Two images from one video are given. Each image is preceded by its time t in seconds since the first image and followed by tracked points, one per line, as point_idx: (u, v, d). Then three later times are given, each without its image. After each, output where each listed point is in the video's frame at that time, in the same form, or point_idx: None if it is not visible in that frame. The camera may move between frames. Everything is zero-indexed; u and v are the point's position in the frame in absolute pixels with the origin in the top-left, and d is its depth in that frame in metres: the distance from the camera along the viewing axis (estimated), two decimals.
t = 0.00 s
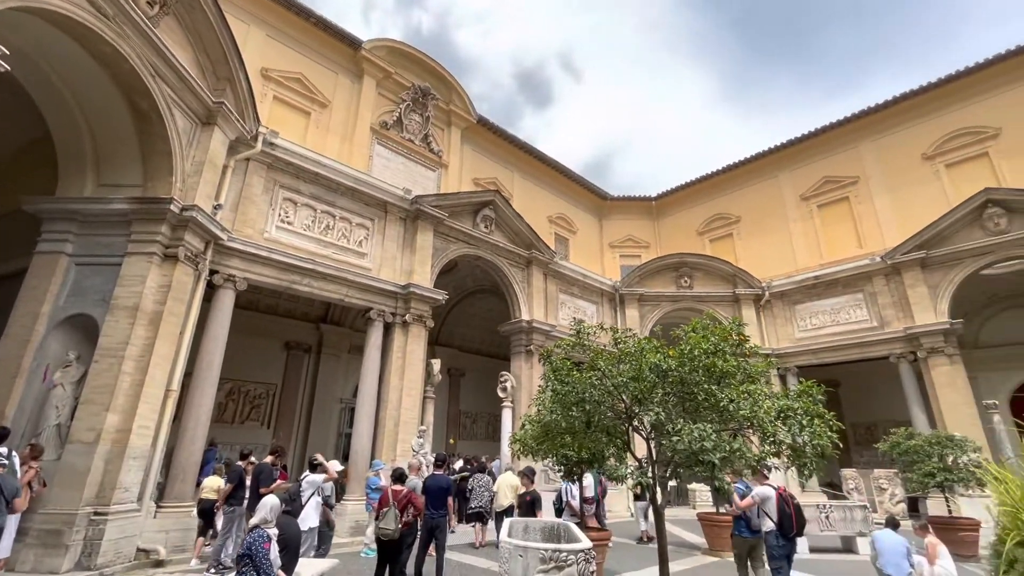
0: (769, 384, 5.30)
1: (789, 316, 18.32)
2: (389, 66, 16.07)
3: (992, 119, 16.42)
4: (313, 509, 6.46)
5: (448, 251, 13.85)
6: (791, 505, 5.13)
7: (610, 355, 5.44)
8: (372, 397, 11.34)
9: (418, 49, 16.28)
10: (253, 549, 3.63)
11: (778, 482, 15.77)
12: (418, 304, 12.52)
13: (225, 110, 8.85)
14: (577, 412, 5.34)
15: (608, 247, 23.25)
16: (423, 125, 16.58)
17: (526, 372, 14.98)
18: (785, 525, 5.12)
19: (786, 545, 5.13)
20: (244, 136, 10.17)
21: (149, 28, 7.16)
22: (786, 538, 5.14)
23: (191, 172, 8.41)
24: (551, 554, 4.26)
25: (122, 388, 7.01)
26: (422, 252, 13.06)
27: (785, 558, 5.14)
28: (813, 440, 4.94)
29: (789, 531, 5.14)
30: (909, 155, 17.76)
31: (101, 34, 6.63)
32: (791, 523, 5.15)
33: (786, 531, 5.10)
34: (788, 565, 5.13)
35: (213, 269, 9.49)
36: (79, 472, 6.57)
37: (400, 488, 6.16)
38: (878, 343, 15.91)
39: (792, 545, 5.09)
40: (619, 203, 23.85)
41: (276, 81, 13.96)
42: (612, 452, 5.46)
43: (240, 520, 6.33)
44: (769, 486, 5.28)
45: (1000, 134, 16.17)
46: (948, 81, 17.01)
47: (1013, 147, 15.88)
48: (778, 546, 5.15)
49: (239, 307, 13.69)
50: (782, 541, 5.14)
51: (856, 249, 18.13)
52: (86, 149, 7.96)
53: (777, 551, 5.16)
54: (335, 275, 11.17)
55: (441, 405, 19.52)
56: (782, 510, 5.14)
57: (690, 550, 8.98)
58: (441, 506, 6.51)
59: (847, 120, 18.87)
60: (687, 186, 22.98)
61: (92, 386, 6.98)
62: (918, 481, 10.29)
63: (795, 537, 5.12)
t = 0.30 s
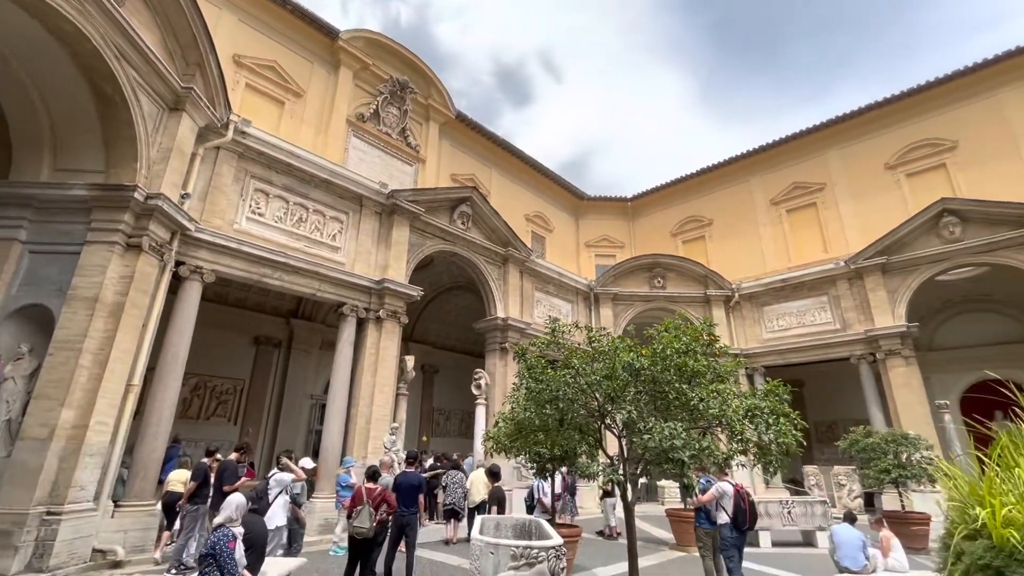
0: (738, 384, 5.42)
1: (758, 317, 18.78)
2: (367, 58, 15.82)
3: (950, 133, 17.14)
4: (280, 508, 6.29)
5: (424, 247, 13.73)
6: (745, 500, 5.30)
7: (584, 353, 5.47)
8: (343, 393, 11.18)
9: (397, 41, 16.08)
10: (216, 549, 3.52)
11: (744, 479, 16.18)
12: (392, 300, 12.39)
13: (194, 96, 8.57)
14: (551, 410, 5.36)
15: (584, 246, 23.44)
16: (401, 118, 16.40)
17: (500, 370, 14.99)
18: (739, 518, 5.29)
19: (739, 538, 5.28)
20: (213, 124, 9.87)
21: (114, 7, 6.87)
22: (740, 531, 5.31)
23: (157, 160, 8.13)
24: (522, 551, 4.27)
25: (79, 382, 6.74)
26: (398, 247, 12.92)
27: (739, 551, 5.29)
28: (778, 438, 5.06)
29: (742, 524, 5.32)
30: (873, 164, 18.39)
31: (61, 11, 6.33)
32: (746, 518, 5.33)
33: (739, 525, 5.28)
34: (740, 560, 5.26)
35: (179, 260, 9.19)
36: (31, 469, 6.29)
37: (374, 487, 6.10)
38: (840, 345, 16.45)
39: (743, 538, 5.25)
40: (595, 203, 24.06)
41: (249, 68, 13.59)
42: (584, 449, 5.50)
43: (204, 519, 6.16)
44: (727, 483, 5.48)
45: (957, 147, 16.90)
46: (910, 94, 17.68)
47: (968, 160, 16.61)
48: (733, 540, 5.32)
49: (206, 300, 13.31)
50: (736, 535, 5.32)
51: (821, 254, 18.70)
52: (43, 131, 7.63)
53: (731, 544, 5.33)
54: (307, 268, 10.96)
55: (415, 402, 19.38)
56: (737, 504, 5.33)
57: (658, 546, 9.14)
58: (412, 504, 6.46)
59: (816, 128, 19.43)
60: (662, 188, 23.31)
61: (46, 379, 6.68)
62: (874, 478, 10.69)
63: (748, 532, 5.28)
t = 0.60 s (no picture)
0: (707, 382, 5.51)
1: (727, 317, 19.19)
2: (343, 47, 15.51)
3: (911, 143, 17.83)
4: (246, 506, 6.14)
5: (400, 241, 13.58)
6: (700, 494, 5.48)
7: (559, 350, 5.50)
8: (313, 389, 10.98)
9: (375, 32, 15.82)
10: (178, 549, 3.41)
11: (711, 475, 16.53)
12: (365, 294, 12.22)
13: (160, 80, 8.26)
14: (525, 407, 5.37)
15: (560, 245, 23.58)
16: (377, 110, 16.17)
17: (474, 366, 14.96)
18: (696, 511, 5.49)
19: (695, 530, 5.47)
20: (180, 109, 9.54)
21: None
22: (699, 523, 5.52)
23: (120, 144, 7.81)
24: (494, 547, 4.27)
25: (32, 375, 6.44)
26: (372, 241, 12.73)
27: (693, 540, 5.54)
28: (745, 436, 5.17)
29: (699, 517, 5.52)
30: (840, 171, 18.95)
31: None
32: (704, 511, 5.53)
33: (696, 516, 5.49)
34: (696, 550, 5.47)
35: (143, 249, 8.86)
36: None
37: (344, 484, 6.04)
38: (805, 345, 16.94)
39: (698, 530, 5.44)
40: (571, 201, 24.19)
41: (219, 53, 13.17)
42: (557, 447, 5.52)
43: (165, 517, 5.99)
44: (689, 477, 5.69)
45: (917, 157, 17.59)
46: (876, 104, 18.28)
47: (927, 170, 17.30)
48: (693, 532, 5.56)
49: (171, 292, 12.88)
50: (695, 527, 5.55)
51: (789, 256, 19.21)
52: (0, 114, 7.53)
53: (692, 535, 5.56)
54: (278, 261, 10.71)
55: (387, 398, 19.17)
56: (695, 497, 5.49)
57: (627, 540, 9.26)
58: (382, 501, 6.41)
59: (786, 134, 19.92)
60: (637, 189, 23.57)
61: None
62: (834, 473, 11.09)
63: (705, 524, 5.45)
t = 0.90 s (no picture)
0: (679, 378, 5.60)
1: (698, 316, 19.56)
2: (319, 34, 15.16)
3: (875, 150, 18.44)
4: (210, 505, 5.99)
5: (374, 234, 13.41)
6: (653, 489, 5.78)
7: (534, 345, 5.51)
8: (283, 383, 10.77)
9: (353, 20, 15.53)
10: (137, 548, 3.30)
11: (679, 470, 16.88)
12: (338, 287, 12.02)
13: (123, 60, 7.94)
14: (499, 402, 5.37)
15: (536, 241, 23.68)
16: (353, 100, 15.89)
17: (448, 361, 14.90)
18: (651, 505, 5.88)
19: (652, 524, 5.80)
20: (145, 92, 9.19)
21: None
22: (655, 517, 5.90)
23: (79, 127, 7.49)
24: (466, 542, 4.25)
25: None
26: (346, 233, 12.52)
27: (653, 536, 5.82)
28: (714, 431, 5.28)
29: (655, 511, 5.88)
30: (808, 175, 19.48)
31: None
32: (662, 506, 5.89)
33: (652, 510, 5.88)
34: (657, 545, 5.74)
35: (103, 237, 8.51)
36: None
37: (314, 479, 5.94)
38: (772, 344, 17.40)
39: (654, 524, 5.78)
40: (548, 198, 24.29)
41: (188, 35, 12.72)
42: (531, 441, 5.53)
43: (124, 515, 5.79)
44: (645, 475, 6.21)
45: (880, 163, 18.21)
46: (843, 111, 18.83)
47: (890, 176, 17.92)
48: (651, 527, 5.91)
49: (134, 282, 12.43)
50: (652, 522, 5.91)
51: (758, 258, 19.68)
52: None
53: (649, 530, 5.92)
54: (248, 252, 10.43)
55: (359, 393, 18.94)
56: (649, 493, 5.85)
57: (597, 535, 9.38)
58: (353, 497, 6.32)
59: (758, 138, 20.37)
60: (613, 188, 23.78)
61: None
62: (796, 468, 11.45)
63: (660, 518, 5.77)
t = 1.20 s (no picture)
0: (652, 374, 5.66)
1: (672, 313, 19.89)
2: (295, 20, 14.79)
3: (843, 156, 18.99)
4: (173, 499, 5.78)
5: (350, 226, 13.22)
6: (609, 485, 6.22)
7: (510, 340, 5.51)
8: (253, 376, 10.55)
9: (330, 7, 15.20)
10: (95, 546, 3.19)
11: (650, 464, 17.18)
12: (311, 280, 11.81)
13: (85, 38, 7.61)
14: (474, 396, 5.36)
15: (514, 236, 23.73)
16: (330, 89, 15.59)
17: (424, 356, 14.81)
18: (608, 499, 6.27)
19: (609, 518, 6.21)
20: (109, 73, 8.84)
21: None
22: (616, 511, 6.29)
23: (36, 107, 7.17)
24: (438, 536, 4.23)
25: None
26: (320, 225, 12.29)
27: (612, 528, 6.10)
28: (685, 426, 5.37)
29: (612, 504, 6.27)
30: (780, 178, 19.94)
31: None
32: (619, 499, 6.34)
33: (609, 501, 6.26)
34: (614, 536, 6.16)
35: (62, 222, 8.17)
36: None
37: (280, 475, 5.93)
38: (742, 341, 17.81)
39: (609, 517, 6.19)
40: (527, 194, 24.31)
41: (157, 15, 12.26)
42: (506, 436, 5.54)
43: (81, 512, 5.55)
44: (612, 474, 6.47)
45: (848, 168, 18.77)
46: (814, 116, 19.32)
47: (856, 181, 18.49)
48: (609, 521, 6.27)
49: (95, 271, 11.98)
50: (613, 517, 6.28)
51: (730, 257, 20.09)
52: None
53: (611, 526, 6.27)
54: (217, 242, 10.14)
55: (331, 387, 18.68)
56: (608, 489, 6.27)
57: (569, 528, 9.49)
58: (323, 493, 6.25)
59: (733, 140, 20.74)
60: (591, 185, 23.92)
61: None
62: (763, 462, 11.77)
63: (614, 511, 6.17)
